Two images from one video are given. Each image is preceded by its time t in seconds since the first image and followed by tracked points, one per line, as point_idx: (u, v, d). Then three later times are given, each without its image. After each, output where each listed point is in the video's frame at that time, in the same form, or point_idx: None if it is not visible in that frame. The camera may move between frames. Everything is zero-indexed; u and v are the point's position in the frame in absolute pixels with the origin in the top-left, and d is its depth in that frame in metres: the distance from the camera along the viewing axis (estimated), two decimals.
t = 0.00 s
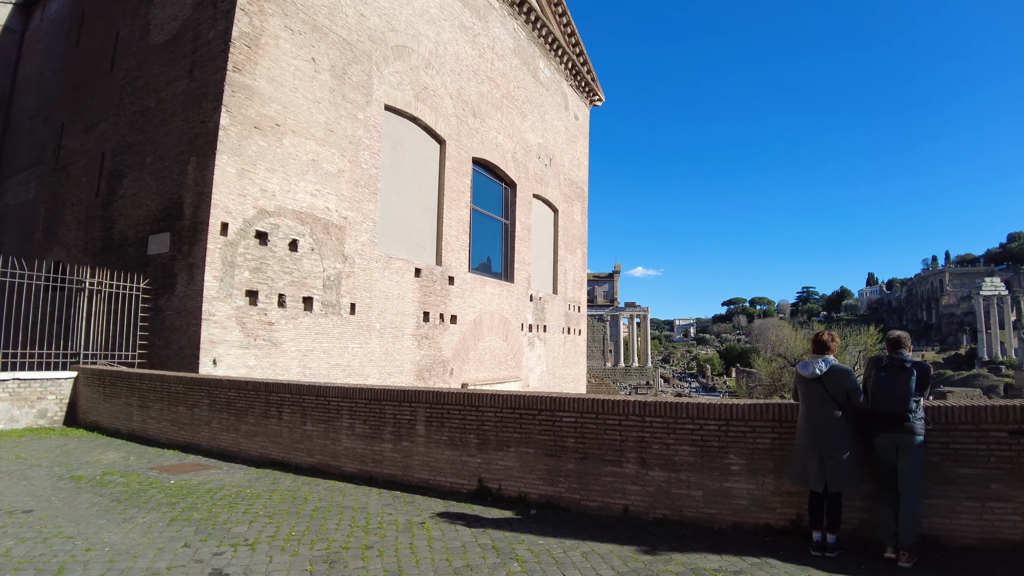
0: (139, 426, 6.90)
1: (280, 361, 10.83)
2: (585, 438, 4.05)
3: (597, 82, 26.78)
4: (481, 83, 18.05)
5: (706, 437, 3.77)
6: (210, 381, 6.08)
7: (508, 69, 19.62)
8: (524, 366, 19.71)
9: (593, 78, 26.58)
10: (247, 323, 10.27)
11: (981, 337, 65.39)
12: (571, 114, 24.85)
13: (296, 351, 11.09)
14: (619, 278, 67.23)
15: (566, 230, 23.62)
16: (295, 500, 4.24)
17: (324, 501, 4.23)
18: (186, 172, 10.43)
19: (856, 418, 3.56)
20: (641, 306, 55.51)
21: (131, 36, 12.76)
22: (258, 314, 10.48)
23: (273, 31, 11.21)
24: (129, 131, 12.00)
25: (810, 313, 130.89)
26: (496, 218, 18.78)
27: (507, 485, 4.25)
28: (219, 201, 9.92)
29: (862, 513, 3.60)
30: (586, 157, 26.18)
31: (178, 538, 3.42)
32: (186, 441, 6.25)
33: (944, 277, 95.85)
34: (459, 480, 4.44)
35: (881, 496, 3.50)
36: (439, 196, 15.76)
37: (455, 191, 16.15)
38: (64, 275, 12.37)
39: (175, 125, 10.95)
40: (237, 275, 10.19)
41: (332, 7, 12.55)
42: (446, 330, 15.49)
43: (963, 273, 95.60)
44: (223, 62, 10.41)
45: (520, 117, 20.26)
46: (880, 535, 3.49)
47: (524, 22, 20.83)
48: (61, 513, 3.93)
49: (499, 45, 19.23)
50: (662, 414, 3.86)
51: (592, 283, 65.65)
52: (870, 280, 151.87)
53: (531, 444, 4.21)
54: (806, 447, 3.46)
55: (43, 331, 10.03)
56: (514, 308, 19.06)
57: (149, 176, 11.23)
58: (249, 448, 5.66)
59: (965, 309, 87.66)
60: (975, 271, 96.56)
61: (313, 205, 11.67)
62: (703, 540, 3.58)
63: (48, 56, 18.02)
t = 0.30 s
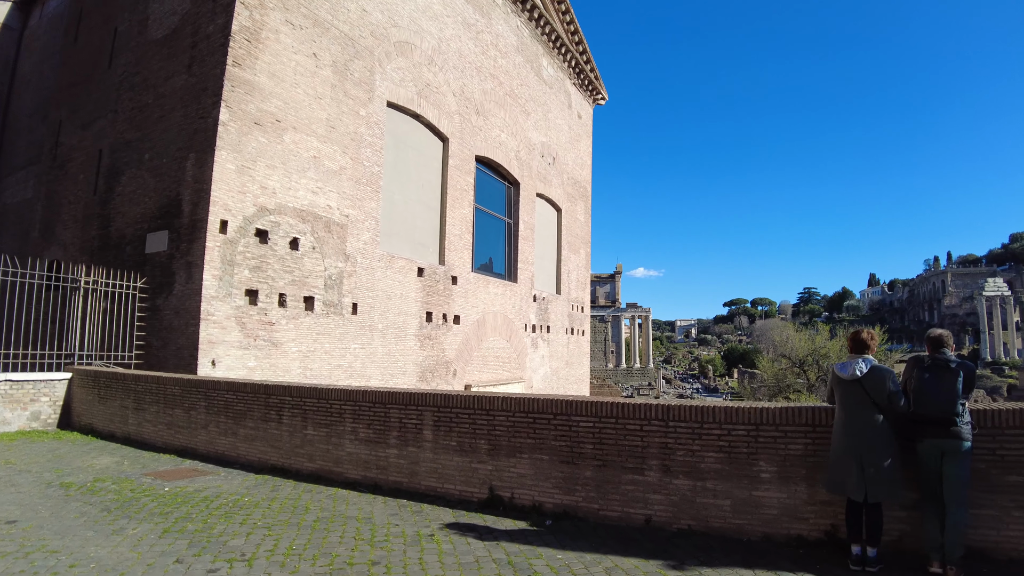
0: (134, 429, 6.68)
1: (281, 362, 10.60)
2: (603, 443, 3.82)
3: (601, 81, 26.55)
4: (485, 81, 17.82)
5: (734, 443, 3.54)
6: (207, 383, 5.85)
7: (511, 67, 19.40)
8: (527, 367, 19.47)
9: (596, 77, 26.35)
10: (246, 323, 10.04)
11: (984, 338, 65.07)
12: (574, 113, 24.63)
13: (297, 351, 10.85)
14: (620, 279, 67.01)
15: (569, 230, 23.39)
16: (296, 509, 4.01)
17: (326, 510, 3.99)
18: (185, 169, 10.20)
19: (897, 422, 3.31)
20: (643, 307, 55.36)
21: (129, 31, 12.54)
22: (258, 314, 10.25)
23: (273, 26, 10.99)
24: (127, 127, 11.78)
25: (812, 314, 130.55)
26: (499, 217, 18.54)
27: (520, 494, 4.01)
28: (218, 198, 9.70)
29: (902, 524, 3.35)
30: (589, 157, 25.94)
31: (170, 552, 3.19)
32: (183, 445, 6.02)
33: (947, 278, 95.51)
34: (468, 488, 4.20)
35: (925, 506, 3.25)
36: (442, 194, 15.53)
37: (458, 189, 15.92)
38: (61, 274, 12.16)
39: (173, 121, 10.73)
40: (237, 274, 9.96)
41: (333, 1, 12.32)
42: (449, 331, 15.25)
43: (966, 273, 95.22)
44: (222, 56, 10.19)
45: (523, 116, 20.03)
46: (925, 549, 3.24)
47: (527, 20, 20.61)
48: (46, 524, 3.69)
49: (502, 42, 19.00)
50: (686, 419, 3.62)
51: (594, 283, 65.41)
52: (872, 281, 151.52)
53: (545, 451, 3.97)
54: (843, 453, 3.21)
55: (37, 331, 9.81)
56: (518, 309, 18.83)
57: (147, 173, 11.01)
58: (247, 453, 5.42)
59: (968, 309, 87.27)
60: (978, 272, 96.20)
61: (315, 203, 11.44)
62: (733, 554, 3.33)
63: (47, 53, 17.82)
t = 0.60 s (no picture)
0: (126, 437, 6.45)
1: (280, 367, 10.37)
2: (620, 459, 3.58)
3: (603, 83, 26.36)
4: (487, 82, 17.63)
5: (762, 460, 3.31)
6: (201, 392, 5.61)
7: (514, 68, 19.21)
8: (529, 371, 19.23)
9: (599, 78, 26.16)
10: (244, 327, 9.81)
11: (986, 342, 64.82)
12: (577, 114, 24.43)
13: (296, 356, 10.63)
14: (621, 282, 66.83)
15: (572, 233, 23.17)
16: (292, 528, 3.77)
17: (325, 529, 3.75)
18: (182, 169, 9.99)
19: (938, 439, 3.06)
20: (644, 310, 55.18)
21: (127, 30, 12.34)
22: (256, 318, 10.02)
23: (273, 24, 10.79)
24: (124, 127, 11.58)
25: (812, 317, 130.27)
26: (502, 220, 18.33)
27: (531, 512, 3.78)
28: (216, 199, 9.48)
29: (944, 547, 3.11)
30: (591, 159, 25.74)
31: None
32: (176, 455, 5.78)
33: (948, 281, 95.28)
34: (476, 505, 3.97)
35: (969, 529, 3.01)
36: (444, 196, 15.32)
37: (460, 191, 15.71)
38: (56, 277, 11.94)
39: (170, 121, 10.52)
40: (235, 277, 9.74)
41: None
42: (451, 335, 15.02)
43: (967, 277, 94.99)
44: (221, 55, 9.98)
45: (526, 117, 19.81)
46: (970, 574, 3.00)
47: (530, 20, 20.42)
48: (24, 545, 3.45)
49: (505, 43, 18.81)
50: (710, 433, 3.39)
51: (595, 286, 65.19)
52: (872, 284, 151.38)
53: (558, 467, 3.74)
54: (882, 473, 2.96)
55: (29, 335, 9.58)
56: (520, 312, 18.60)
57: (143, 174, 10.80)
58: (243, 465, 5.19)
59: (969, 312, 86.99)
60: (979, 275, 95.93)
61: (315, 204, 11.23)
62: None
63: (45, 54, 17.64)
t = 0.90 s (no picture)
0: (115, 440, 6.20)
1: (276, 368, 10.13)
2: (636, 463, 3.35)
3: (604, 81, 26.14)
4: (488, 79, 17.40)
5: (790, 464, 3.08)
6: (191, 392, 5.37)
7: (515, 65, 18.98)
8: (530, 372, 18.99)
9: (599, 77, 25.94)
10: (239, 327, 9.56)
11: (986, 342, 64.59)
12: (577, 113, 24.21)
13: (293, 357, 10.38)
14: (620, 283, 66.60)
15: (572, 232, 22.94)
16: (284, 538, 3.52)
17: (319, 539, 3.50)
18: (176, 165, 9.75)
19: (984, 441, 2.84)
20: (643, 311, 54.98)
21: (121, 24, 12.11)
22: (252, 318, 9.77)
23: (270, 18, 10.56)
24: (118, 123, 11.34)
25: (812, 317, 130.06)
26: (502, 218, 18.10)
27: (540, 520, 3.55)
28: (210, 195, 9.25)
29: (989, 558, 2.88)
30: (592, 157, 25.51)
31: None
32: (166, 459, 5.54)
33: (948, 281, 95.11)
34: (481, 513, 3.73)
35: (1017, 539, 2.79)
36: (444, 194, 15.09)
37: (461, 189, 15.48)
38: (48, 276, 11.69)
39: (165, 116, 10.29)
40: (230, 275, 9.50)
41: None
42: (451, 335, 14.77)
43: (967, 277, 94.81)
44: (216, 48, 9.74)
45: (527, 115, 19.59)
46: None
47: (531, 17, 20.20)
48: None
49: (505, 40, 18.59)
50: (733, 436, 3.16)
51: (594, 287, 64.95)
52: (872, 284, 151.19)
53: (569, 472, 3.51)
54: (924, 479, 2.73)
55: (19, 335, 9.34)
56: (521, 312, 18.36)
57: (137, 170, 10.56)
58: (235, 469, 4.95)
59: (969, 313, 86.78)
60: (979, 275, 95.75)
61: (312, 201, 10.99)
62: None
63: (40, 51, 17.40)
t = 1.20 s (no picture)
0: (103, 449, 5.96)
1: (273, 372, 9.89)
2: (652, 479, 3.13)
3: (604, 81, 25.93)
4: (488, 78, 17.19)
5: (820, 481, 2.86)
6: (180, 400, 5.13)
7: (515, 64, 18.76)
8: (531, 374, 18.75)
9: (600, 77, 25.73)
10: (234, 330, 9.33)
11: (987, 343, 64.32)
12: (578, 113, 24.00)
13: (290, 360, 10.15)
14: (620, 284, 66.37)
15: (573, 233, 22.71)
16: (274, 559, 3.29)
17: (312, 561, 3.27)
18: (169, 164, 9.52)
19: None
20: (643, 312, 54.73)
21: (114, 21, 11.88)
22: (247, 321, 9.54)
23: (266, 14, 10.33)
24: (111, 121, 11.10)
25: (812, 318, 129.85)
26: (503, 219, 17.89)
27: (549, 539, 3.32)
28: (204, 196, 9.02)
29: None
30: (593, 158, 25.29)
31: None
32: (155, 469, 5.30)
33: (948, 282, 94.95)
34: (486, 531, 3.50)
35: None
36: (444, 194, 14.87)
37: (461, 190, 15.25)
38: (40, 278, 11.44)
39: (158, 114, 10.05)
40: (224, 277, 9.26)
41: None
42: (451, 337, 14.54)
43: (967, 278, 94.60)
44: (210, 45, 9.52)
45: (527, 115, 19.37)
46: None
47: (531, 16, 19.98)
48: None
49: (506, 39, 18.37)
50: (758, 450, 2.94)
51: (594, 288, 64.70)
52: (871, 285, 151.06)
53: (580, 488, 3.28)
54: (971, 498, 2.51)
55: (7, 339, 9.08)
56: (522, 314, 18.13)
57: (130, 170, 10.31)
58: (226, 481, 4.71)
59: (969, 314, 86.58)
60: (980, 276, 95.54)
61: (309, 202, 10.76)
62: None
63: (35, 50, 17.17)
